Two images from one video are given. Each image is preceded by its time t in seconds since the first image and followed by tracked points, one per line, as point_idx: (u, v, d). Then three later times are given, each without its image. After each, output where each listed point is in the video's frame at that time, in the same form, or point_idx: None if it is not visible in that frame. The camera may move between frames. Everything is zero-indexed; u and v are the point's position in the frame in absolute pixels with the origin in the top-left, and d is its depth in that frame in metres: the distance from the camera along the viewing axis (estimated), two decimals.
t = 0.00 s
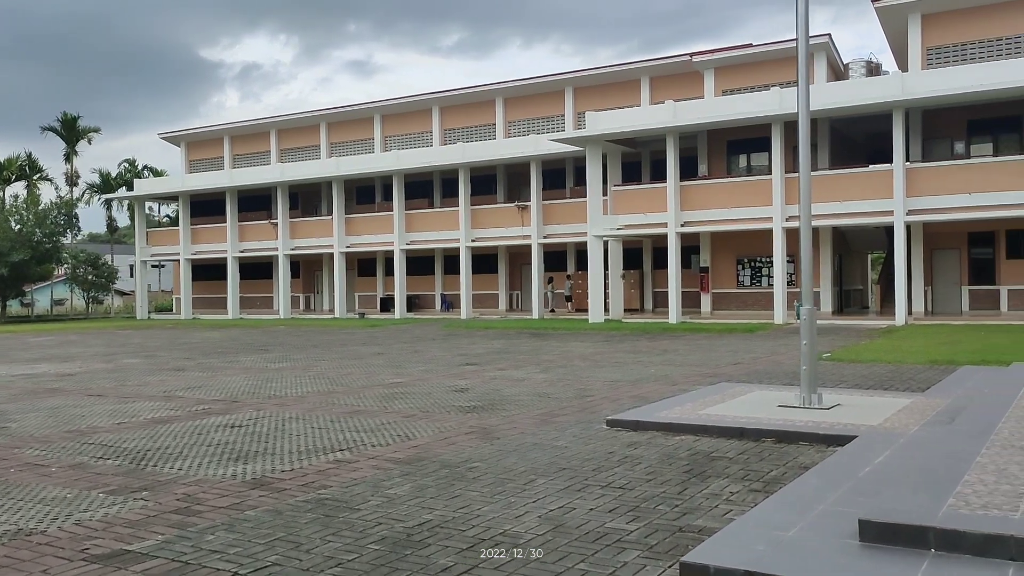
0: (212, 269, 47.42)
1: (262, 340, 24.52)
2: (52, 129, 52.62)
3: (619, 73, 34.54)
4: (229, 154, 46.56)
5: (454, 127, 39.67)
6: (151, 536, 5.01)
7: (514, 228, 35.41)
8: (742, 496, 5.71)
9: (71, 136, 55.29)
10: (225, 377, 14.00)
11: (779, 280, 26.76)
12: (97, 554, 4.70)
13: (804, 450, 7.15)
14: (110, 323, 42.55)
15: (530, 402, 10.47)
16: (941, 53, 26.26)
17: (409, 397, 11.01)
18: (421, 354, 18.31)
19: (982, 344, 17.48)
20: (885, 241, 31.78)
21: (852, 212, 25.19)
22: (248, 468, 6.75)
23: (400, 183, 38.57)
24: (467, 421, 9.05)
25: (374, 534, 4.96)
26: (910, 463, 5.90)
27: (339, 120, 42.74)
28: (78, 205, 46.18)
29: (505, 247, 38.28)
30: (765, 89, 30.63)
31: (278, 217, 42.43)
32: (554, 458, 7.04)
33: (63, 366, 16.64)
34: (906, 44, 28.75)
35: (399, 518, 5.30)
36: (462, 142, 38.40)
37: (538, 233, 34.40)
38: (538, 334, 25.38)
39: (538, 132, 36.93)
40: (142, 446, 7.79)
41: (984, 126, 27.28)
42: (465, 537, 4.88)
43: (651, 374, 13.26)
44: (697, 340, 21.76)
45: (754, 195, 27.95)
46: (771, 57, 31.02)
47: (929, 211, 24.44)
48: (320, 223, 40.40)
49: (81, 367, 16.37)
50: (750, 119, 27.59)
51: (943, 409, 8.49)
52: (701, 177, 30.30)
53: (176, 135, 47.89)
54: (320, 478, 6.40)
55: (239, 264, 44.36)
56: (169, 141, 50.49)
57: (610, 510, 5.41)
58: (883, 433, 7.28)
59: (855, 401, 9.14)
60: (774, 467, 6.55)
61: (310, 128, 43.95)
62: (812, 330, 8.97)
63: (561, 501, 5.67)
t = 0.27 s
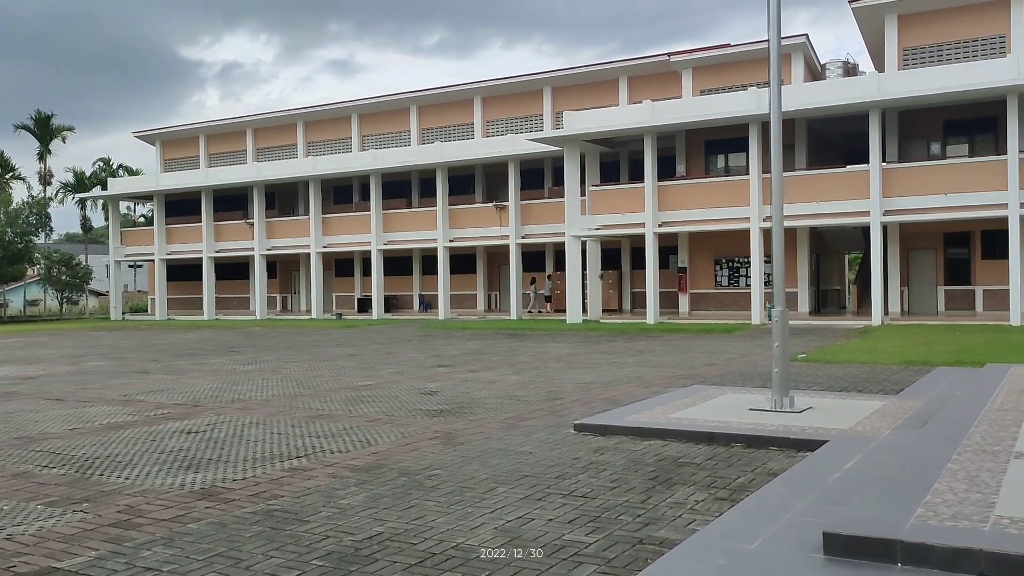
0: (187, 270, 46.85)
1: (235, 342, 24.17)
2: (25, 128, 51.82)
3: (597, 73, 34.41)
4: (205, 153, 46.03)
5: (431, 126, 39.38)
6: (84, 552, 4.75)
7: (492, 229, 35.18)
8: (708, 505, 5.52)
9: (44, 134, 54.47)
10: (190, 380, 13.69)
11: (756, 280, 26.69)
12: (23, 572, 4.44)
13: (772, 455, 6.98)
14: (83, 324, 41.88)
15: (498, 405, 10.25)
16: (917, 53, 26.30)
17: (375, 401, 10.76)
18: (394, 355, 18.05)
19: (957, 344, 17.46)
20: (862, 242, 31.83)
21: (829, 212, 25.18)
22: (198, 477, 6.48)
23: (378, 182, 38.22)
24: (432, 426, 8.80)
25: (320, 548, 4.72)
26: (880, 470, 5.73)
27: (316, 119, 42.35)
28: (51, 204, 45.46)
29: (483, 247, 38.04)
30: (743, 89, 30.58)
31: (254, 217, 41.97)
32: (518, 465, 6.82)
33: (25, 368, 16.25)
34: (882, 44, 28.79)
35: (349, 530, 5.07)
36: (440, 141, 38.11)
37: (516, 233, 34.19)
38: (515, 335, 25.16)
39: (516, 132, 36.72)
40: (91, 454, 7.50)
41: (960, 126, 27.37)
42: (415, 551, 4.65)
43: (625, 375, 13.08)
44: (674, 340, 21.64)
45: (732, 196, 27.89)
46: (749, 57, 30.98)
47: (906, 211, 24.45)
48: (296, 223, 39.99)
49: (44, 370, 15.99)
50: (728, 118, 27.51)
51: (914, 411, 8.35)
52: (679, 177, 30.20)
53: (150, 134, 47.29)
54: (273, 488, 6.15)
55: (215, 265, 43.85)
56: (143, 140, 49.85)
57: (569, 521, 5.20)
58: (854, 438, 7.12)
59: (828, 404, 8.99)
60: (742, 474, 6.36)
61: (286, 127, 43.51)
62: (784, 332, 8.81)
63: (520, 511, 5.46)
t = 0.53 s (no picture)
0: (161, 270, 46.29)
1: (205, 343, 23.81)
2: None
3: (573, 73, 34.28)
4: (178, 152, 45.49)
5: (408, 125, 39.10)
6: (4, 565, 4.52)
7: (468, 228, 34.95)
8: (664, 510, 5.35)
9: (15, 132, 53.65)
10: (152, 382, 13.39)
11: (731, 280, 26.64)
12: None
13: (735, 457, 6.83)
14: (54, 325, 41.22)
15: (462, 407, 10.05)
16: (891, 54, 26.36)
17: (338, 403, 10.53)
18: (364, 356, 17.81)
19: (929, 344, 17.45)
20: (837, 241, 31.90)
21: (804, 212, 25.18)
22: (140, 485, 6.24)
23: (353, 182, 37.89)
24: (392, 429, 8.59)
25: (255, 560, 4.51)
26: (841, 473, 5.58)
27: (291, 118, 41.95)
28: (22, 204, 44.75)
29: (460, 247, 37.80)
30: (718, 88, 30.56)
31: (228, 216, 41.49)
32: (474, 470, 6.62)
33: None
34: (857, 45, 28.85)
35: (288, 540, 4.86)
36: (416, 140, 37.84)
37: (493, 233, 33.99)
38: (490, 336, 24.96)
39: (493, 131, 36.52)
40: (33, 459, 7.23)
41: (933, 127, 27.48)
42: (354, 562, 4.45)
43: (594, 376, 12.91)
44: (648, 341, 21.53)
45: (708, 195, 27.84)
46: (725, 57, 30.96)
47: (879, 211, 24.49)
48: (271, 223, 39.57)
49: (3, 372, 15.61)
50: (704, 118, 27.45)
51: (881, 412, 8.23)
52: (655, 177, 30.12)
53: (123, 132, 46.67)
54: (216, 496, 5.92)
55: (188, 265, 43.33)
56: (116, 138, 49.19)
57: (519, 528, 5.02)
58: (818, 439, 6.98)
59: (795, 404, 8.86)
60: (702, 477, 6.20)
61: (260, 125, 43.06)
62: (750, 332, 8.67)
63: (469, 519, 5.27)
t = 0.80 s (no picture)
0: (134, 271, 45.65)
1: (175, 345, 23.38)
2: None
3: (551, 72, 34.10)
4: (152, 151, 44.89)
5: (385, 124, 38.77)
6: None
7: (446, 229, 34.67)
8: (626, 522, 5.12)
9: None
10: (113, 387, 13.03)
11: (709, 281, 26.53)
12: None
13: (703, 464, 6.63)
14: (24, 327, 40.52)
15: (428, 412, 9.80)
16: (868, 54, 26.38)
17: (301, 408, 10.25)
18: (335, 359, 17.51)
19: (905, 345, 17.41)
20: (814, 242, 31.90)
21: (781, 213, 25.12)
22: (80, 497, 5.95)
23: (330, 182, 37.50)
24: (353, 435, 8.32)
25: None
26: (809, 482, 5.39)
27: (267, 118, 41.52)
28: None
29: (437, 247, 37.49)
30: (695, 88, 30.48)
31: (203, 216, 40.96)
32: (432, 478, 6.37)
33: None
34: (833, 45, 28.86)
35: (227, 557, 4.60)
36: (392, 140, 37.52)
37: (470, 234, 33.73)
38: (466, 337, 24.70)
39: (470, 131, 36.26)
40: None
41: (910, 127, 27.52)
42: None
43: (567, 379, 12.69)
44: (624, 342, 21.36)
45: (685, 195, 27.74)
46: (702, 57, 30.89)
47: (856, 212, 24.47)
48: (246, 223, 39.11)
49: None
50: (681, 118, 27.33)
51: (853, 416, 8.07)
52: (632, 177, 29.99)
53: (95, 131, 45.99)
54: (159, 509, 5.64)
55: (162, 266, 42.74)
56: (89, 137, 48.49)
57: (472, 544, 4.78)
58: (788, 444, 6.80)
59: (767, 408, 8.68)
60: (667, 486, 5.98)
61: (236, 124, 42.56)
62: (721, 334, 8.48)
63: (421, 532, 5.02)
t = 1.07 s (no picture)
0: (111, 271, 45.05)
1: (148, 346, 22.97)
2: None
3: (532, 71, 33.89)
4: (129, 149, 44.33)
5: (365, 123, 38.45)
6: None
7: (426, 229, 34.40)
8: (594, 533, 4.90)
9: None
10: (77, 390, 12.68)
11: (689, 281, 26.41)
12: None
13: (677, 470, 6.42)
14: None
15: (399, 415, 9.55)
16: (848, 54, 26.37)
17: (269, 412, 9.97)
18: (310, 360, 17.22)
19: (884, 345, 17.34)
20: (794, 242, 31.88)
21: (761, 213, 25.05)
22: (24, 508, 5.67)
23: (309, 181, 37.11)
24: (319, 440, 8.06)
25: None
26: (785, 490, 5.18)
27: (245, 116, 41.07)
28: None
29: (418, 247, 37.19)
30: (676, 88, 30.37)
31: (180, 216, 40.46)
32: (396, 486, 6.12)
33: None
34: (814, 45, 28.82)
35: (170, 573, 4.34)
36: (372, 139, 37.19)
37: (450, 233, 33.47)
38: (444, 337, 24.43)
39: (451, 130, 36.00)
40: None
41: (890, 128, 27.55)
42: None
43: (543, 381, 12.47)
44: (604, 343, 21.18)
45: (666, 195, 27.62)
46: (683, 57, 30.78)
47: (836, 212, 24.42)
48: (224, 222, 38.66)
49: None
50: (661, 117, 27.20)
51: (832, 419, 7.90)
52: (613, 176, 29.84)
53: (71, 129, 45.36)
54: (105, 520, 5.37)
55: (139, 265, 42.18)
56: (64, 136, 47.81)
57: (431, 557, 4.54)
58: (765, 449, 6.61)
59: (745, 410, 8.50)
60: (639, 494, 5.76)
61: (214, 123, 42.09)
62: (698, 335, 8.29)
63: (378, 544, 4.78)
